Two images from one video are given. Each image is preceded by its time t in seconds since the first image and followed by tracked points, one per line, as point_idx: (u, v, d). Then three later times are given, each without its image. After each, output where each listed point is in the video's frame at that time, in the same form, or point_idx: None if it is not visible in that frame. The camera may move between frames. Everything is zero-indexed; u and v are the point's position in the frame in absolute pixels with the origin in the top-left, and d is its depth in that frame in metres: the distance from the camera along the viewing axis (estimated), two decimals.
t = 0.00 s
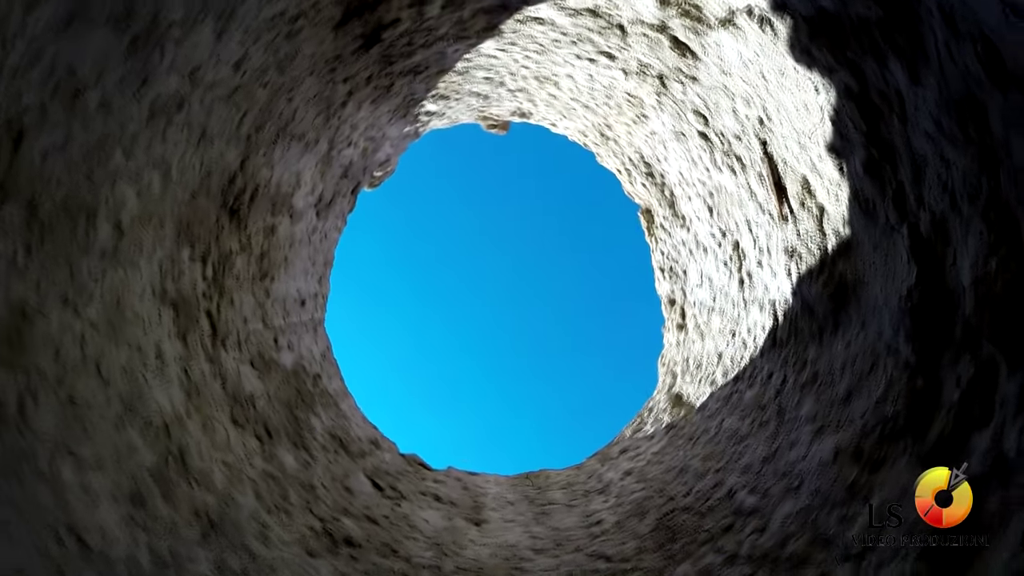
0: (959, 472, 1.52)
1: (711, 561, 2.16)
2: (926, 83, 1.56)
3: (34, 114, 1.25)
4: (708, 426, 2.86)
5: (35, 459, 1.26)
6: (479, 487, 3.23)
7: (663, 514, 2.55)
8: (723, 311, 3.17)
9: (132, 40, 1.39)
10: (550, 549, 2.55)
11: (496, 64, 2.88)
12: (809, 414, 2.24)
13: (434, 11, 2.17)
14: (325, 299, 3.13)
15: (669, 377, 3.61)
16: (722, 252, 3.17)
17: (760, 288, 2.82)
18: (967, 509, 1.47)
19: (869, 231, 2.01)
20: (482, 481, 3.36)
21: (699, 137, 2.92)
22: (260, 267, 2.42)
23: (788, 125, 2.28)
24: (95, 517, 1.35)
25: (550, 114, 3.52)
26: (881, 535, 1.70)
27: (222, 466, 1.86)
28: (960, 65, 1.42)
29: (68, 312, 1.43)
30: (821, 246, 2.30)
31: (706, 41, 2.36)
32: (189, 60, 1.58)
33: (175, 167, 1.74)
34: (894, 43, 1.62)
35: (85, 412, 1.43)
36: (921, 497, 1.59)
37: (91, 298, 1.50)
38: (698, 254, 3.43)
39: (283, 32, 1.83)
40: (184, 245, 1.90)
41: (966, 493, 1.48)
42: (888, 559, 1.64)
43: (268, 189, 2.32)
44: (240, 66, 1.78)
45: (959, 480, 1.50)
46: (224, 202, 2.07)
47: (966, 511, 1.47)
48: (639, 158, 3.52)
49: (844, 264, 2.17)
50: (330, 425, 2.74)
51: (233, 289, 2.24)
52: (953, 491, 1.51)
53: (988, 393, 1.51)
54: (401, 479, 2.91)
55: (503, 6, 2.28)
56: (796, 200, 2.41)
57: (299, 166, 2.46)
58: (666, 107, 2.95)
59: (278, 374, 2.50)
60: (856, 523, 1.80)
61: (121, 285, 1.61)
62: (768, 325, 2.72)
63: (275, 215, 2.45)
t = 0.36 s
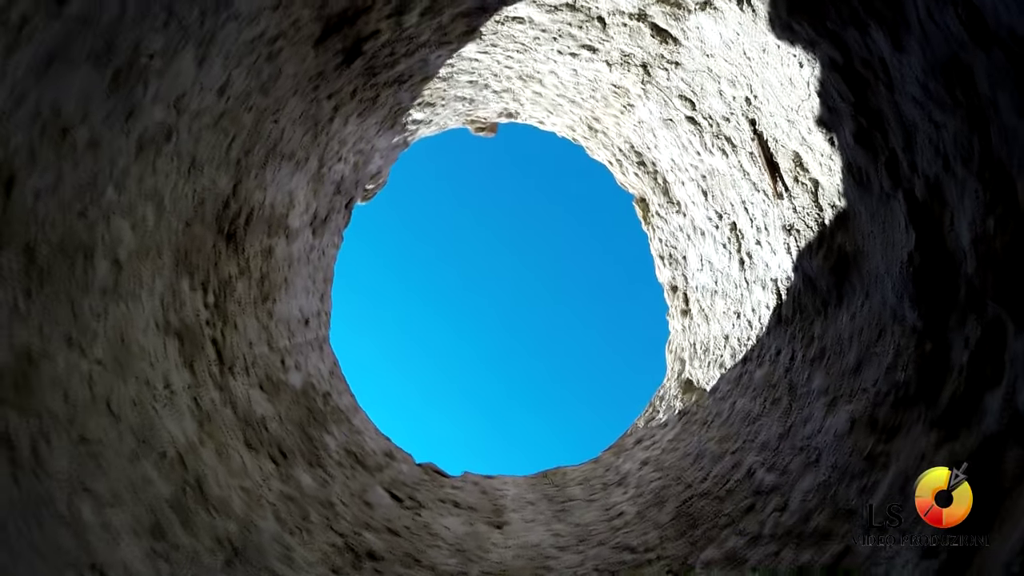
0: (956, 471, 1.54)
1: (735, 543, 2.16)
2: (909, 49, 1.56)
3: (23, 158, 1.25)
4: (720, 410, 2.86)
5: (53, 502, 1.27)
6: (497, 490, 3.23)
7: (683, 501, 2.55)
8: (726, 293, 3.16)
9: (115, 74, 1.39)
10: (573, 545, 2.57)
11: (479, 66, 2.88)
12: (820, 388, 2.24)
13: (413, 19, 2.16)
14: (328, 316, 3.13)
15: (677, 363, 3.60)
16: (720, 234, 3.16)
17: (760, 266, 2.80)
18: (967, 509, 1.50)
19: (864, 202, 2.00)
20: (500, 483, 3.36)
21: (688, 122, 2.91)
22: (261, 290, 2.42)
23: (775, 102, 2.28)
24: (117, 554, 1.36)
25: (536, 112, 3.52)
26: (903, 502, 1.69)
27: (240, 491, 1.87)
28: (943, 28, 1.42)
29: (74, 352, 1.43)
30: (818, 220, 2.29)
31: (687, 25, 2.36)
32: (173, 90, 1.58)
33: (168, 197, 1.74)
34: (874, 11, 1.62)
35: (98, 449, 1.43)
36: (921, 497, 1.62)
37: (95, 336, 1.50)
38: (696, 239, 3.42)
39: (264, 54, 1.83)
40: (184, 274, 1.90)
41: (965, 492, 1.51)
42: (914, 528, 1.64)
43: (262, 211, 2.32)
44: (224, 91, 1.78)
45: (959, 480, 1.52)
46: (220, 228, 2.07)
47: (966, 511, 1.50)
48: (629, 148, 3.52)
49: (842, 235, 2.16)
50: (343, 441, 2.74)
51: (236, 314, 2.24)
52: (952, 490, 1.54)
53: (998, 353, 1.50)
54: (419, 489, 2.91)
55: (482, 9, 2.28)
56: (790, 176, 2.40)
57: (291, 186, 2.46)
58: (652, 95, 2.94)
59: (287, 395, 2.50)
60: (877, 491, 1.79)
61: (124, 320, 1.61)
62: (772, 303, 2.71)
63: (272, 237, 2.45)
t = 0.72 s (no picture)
0: (955, 471, 1.57)
1: (758, 523, 2.16)
2: (890, 15, 1.55)
3: (14, 200, 1.26)
4: (730, 392, 2.86)
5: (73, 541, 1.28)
6: (515, 491, 3.23)
7: (701, 486, 2.55)
8: (727, 275, 3.14)
9: (100, 111, 1.39)
10: (595, 539, 2.60)
11: (462, 69, 2.87)
12: (829, 361, 2.23)
13: (392, 30, 2.17)
14: (332, 332, 3.13)
15: (684, 348, 3.60)
16: (716, 216, 3.15)
17: (759, 245, 2.78)
18: (967, 508, 1.53)
19: (857, 172, 1.99)
20: (518, 483, 3.36)
21: (675, 107, 2.91)
22: (263, 311, 2.42)
23: (760, 80, 2.27)
24: None
25: (523, 110, 3.52)
26: (923, 466, 1.68)
27: (259, 514, 1.87)
28: None
29: (83, 390, 1.43)
30: (813, 193, 2.28)
31: (666, 10, 2.36)
32: (160, 121, 1.58)
33: (163, 228, 1.75)
34: None
35: (115, 484, 1.43)
36: (920, 495, 1.64)
37: (103, 372, 1.50)
38: (693, 223, 3.42)
39: (246, 76, 1.83)
40: (186, 302, 1.90)
41: (966, 492, 1.54)
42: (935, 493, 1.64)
43: (259, 233, 2.32)
44: (210, 117, 1.78)
45: (959, 480, 1.55)
46: (218, 253, 2.07)
47: (965, 511, 1.53)
48: (618, 138, 3.51)
49: (838, 207, 2.15)
50: (358, 455, 2.75)
51: (241, 337, 2.24)
52: (952, 489, 1.56)
53: (1002, 310, 1.50)
54: (437, 497, 2.92)
55: (460, 14, 2.28)
56: (781, 152, 2.39)
57: (285, 206, 2.46)
58: (637, 84, 2.93)
59: (298, 414, 2.50)
60: (895, 459, 1.79)
61: (130, 354, 1.61)
62: (774, 280, 2.69)
63: (269, 258, 2.46)
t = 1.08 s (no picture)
0: (956, 472, 1.60)
1: (778, 501, 2.16)
2: None
3: (10, 243, 1.26)
4: (740, 373, 2.85)
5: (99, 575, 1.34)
6: (533, 490, 3.23)
7: (718, 469, 2.55)
8: (727, 257, 3.12)
9: (88, 146, 1.39)
10: (618, 531, 2.61)
11: (445, 74, 2.86)
12: (836, 333, 2.23)
13: (373, 40, 2.16)
14: (338, 346, 3.13)
15: (690, 333, 3.59)
16: (711, 198, 3.14)
17: (756, 224, 2.77)
18: (967, 508, 1.56)
19: (849, 143, 1.99)
20: (535, 482, 3.36)
21: (662, 94, 2.90)
22: (268, 332, 2.42)
23: (744, 59, 2.27)
24: None
25: (509, 110, 3.51)
26: (939, 431, 1.68)
27: (281, 536, 1.88)
28: None
29: (95, 427, 1.43)
30: (806, 167, 2.27)
31: None
32: (149, 151, 1.58)
33: (161, 258, 1.74)
34: None
35: (135, 518, 1.46)
36: (919, 496, 1.66)
37: (113, 408, 1.50)
38: (688, 207, 3.41)
39: (231, 100, 1.83)
40: (190, 330, 1.90)
41: (966, 492, 1.57)
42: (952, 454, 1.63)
43: (257, 254, 2.32)
44: (199, 144, 1.78)
45: (958, 480, 1.58)
46: (217, 278, 2.07)
47: (966, 511, 1.56)
48: (607, 128, 3.50)
49: (832, 179, 2.14)
50: (374, 467, 2.75)
51: (248, 360, 2.24)
52: (952, 490, 1.59)
53: (1004, 270, 1.51)
54: (456, 503, 2.92)
55: (440, 21, 2.28)
56: (771, 129, 2.39)
57: (281, 226, 2.46)
58: (621, 74, 2.92)
59: (311, 431, 2.50)
60: (909, 426, 1.78)
61: (138, 387, 1.61)
62: (774, 258, 2.68)
63: (269, 279, 2.46)
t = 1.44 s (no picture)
0: (958, 472, 1.57)
1: (796, 478, 2.16)
2: None
3: (10, 287, 1.26)
4: (747, 354, 2.85)
5: None
6: (551, 488, 3.23)
7: (732, 451, 2.55)
8: (724, 239, 3.11)
9: (79, 184, 1.39)
10: (639, 521, 2.62)
11: (429, 80, 2.86)
12: (840, 305, 2.23)
13: (354, 53, 2.16)
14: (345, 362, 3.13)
15: (694, 318, 3.59)
16: (704, 181, 3.13)
17: (751, 203, 2.76)
18: (967, 509, 1.53)
19: (837, 116, 1.99)
20: (552, 480, 3.36)
21: (646, 82, 2.89)
22: (273, 353, 2.42)
23: (725, 40, 2.27)
24: None
25: (495, 111, 3.51)
26: (951, 394, 1.65)
27: (303, 556, 1.88)
28: None
29: (109, 464, 1.44)
30: (796, 142, 2.27)
31: None
32: (140, 184, 1.58)
33: (161, 289, 1.74)
34: None
35: (156, 550, 1.46)
36: (921, 497, 1.65)
37: (125, 442, 1.50)
38: (682, 192, 3.41)
39: (218, 125, 1.83)
40: (196, 358, 1.90)
41: (966, 493, 1.53)
42: (968, 413, 1.59)
43: (256, 276, 2.32)
44: (189, 172, 1.78)
45: (958, 480, 1.55)
46: (220, 305, 2.07)
47: (966, 510, 1.53)
48: (594, 121, 3.50)
49: (823, 152, 2.14)
50: (390, 478, 2.75)
51: (256, 382, 2.24)
52: (953, 490, 1.57)
53: (1003, 228, 1.49)
54: (475, 507, 2.92)
55: (420, 29, 2.28)
56: (758, 107, 2.39)
57: (278, 246, 2.46)
58: (604, 66, 2.91)
59: (325, 448, 2.50)
60: (921, 391, 1.77)
61: (149, 419, 1.61)
62: (772, 235, 2.67)
63: (271, 300, 2.46)
